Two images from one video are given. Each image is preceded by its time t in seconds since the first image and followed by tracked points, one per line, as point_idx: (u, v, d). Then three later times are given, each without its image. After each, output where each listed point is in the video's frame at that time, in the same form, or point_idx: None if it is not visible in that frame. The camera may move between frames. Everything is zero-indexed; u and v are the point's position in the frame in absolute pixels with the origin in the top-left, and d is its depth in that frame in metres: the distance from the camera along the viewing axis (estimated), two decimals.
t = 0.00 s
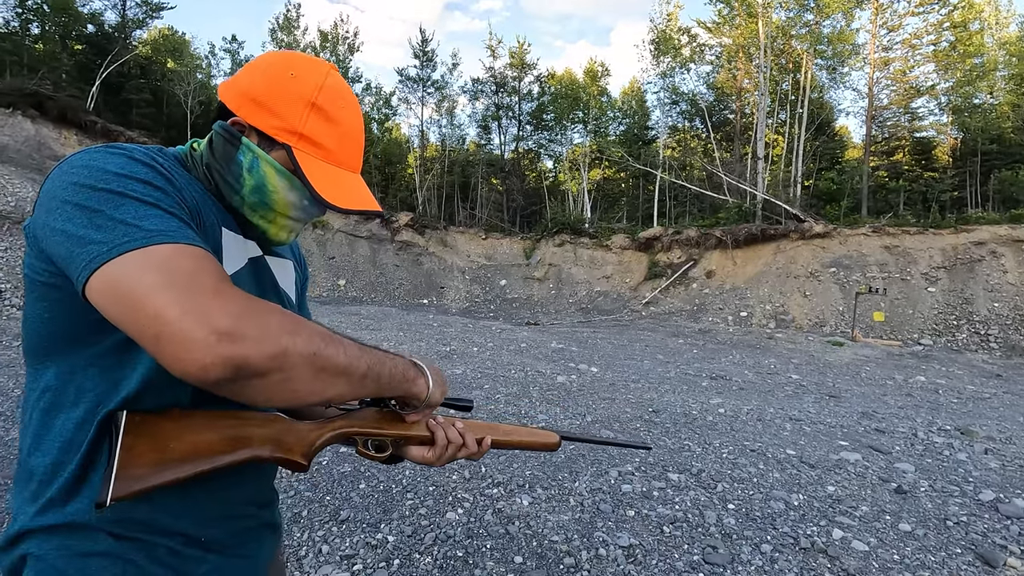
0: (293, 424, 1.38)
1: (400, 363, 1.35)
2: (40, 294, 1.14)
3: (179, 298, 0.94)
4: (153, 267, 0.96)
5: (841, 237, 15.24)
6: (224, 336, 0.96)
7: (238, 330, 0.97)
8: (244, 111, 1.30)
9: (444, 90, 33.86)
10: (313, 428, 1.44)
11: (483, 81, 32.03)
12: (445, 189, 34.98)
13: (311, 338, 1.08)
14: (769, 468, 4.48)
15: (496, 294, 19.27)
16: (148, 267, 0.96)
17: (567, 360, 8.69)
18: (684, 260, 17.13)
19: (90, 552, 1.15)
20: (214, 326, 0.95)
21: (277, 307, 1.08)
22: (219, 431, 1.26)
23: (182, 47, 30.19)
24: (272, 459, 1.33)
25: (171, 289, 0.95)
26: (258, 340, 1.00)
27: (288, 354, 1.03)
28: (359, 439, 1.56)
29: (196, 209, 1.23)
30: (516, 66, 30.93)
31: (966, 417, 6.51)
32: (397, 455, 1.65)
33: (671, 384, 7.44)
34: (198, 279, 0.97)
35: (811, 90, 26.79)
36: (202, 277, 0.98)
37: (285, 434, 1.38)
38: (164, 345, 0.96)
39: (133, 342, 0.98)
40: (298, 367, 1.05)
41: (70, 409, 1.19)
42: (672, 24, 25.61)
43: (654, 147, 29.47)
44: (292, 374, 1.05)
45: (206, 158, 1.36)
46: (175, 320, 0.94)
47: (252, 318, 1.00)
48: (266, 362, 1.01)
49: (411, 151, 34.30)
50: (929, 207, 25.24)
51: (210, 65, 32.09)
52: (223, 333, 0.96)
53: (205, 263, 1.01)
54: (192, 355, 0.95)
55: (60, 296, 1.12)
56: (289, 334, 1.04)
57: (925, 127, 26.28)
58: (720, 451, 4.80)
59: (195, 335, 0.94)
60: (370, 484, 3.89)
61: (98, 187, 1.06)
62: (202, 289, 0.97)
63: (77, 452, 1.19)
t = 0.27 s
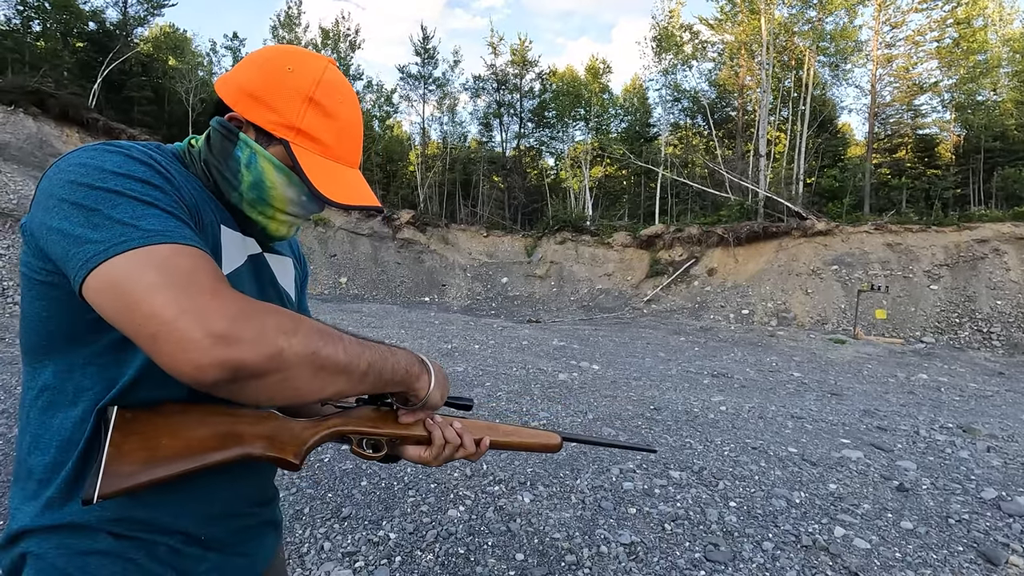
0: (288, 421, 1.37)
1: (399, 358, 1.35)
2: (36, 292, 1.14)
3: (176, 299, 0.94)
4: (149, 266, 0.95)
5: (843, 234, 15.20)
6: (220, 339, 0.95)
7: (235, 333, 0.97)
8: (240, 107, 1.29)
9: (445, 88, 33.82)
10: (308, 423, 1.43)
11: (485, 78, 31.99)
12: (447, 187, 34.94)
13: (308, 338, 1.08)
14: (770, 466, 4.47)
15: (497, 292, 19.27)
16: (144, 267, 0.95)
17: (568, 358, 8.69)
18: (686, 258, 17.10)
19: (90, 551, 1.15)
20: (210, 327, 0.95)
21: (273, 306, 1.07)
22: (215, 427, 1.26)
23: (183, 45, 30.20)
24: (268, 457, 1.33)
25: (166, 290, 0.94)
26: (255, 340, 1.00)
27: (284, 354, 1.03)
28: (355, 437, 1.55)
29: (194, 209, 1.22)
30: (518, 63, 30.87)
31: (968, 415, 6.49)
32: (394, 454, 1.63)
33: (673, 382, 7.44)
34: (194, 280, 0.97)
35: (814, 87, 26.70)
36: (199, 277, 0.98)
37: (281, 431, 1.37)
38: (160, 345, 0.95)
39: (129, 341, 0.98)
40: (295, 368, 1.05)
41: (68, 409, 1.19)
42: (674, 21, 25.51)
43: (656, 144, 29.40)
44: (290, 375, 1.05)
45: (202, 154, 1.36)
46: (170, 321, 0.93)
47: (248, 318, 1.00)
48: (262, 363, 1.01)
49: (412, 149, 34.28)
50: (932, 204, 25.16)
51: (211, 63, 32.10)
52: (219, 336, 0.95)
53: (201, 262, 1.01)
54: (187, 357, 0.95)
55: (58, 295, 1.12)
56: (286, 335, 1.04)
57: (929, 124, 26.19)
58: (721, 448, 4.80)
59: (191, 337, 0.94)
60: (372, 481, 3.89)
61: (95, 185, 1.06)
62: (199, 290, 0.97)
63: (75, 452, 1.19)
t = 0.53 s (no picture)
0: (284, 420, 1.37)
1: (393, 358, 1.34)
2: (31, 291, 1.13)
3: (163, 300, 0.94)
4: (136, 267, 0.95)
5: (845, 232, 15.18)
6: (207, 342, 0.95)
7: (221, 335, 0.97)
8: (238, 103, 1.29)
9: (446, 85, 33.79)
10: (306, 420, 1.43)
11: (486, 76, 31.95)
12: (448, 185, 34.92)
13: (298, 339, 1.08)
14: (771, 463, 4.48)
15: (498, 290, 19.27)
16: (131, 268, 0.95)
17: (569, 355, 8.69)
18: (687, 256, 17.07)
19: (87, 549, 1.16)
20: (197, 331, 0.95)
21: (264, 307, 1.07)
22: (210, 425, 1.25)
23: (184, 42, 30.22)
24: (266, 454, 1.33)
25: (153, 292, 0.94)
26: (243, 343, 0.99)
27: (273, 356, 1.03)
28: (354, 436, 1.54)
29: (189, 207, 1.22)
30: (519, 60, 30.83)
31: (970, 413, 6.49)
32: (393, 452, 1.63)
33: (674, 379, 7.45)
34: (184, 281, 0.97)
35: (816, 85, 26.63)
36: (189, 278, 0.98)
37: (277, 429, 1.36)
38: (148, 347, 0.95)
39: (119, 343, 0.98)
40: (284, 370, 1.05)
41: (64, 407, 1.19)
42: (676, 18, 25.44)
43: (658, 142, 29.34)
44: (279, 376, 1.05)
45: (199, 150, 1.36)
46: (157, 324, 0.93)
47: (236, 320, 1.00)
48: (249, 366, 1.01)
49: (414, 147, 34.26)
50: (935, 202, 25.08)
51: (212, 61, 32.11)
52: (204, 339, 0.95)
53: (190, 263, 1.01)
54: (174, 359, 0.95)
55: (52, 294, 1.12)
56: (274, 336, 1.04)
57: (932, 121, 26.11)
58: (723, 446, 4.80)
59: (177, 340, 0.94)
60: (373, 478, 3.90)
61: (87, 184, 1.06)
62: (187, 292, 0.96)
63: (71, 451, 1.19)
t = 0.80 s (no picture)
0: (281, 419, 1.35)
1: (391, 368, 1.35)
2: (32, 291, 1.14)
3: (170, 292, 0.94)
4: (142, 259, 0.96)
5: (847, 230, 15.15)
6: (212, 333, 0.95)
7: (226, 328, 0.97)
8: (237, 102, 1.30)
9: (448, 83, 33.75)
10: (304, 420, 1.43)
11: (487, 73, 31.92)
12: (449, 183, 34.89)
13: (302, 340, 1.08)
14: (772, 461, 4.48)
15: (499, 288, 19.28)
16: (138, 258, 0.96)
17: (570, 353, 8.70)
18: (689, 254, 17.05)
19: (90, 547, 1.17)
20: (202, 322, 0.95)
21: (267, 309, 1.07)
22: (211, 423, 1.26)
23: (185, 40, 30.25)
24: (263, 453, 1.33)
25: (161, 281, 0.94)
26: (249, 336, 0.99)
27: (277, 354, 1.03)
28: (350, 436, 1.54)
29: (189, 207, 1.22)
30: (520, 58, 30.77)
31: (971, 411, 6.49)
32: (389, 454, 1.63)
33: (675, 377, 7.46)
34: (190, 273, 0.97)
35: (818, 82, 26.55)
36: (191, 272, 0.98)
37: (274, 429, 1.36)
38: (151, 339, 0.95)
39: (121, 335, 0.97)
40: (287, 368, 1.05)
41: (65, 408, 1.20)
42: (677, 15, 25.36)
43: (659, 139, 29.27)
44: (282, 375, 1.05)
45: (198, 149, 1.36)
46: (163, 314, 0.93)
47: (242, 316, 1.00)
48: (252, 362, 1.00)
49: (415, 144, 34.26)
50: (937, 199, 25.00)
51: (213, 59, 32.12)
52: (209, 332, 0.95)
53: (195, 258, 1.01)
54: (178, 351, 0.94)
55: (52, 293, 1.12)
56: (279, 334, 1.04)
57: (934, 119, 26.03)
58: (723, 444, 4.81)
59: (182, 331, 0.93)
60: (375, 476, 3.92)
61: (87, 183, 1.06)
62: (193, 286, 0.97)
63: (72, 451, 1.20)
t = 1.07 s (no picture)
0: (281, 417, 1.34)
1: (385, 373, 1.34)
2: (34, 289, 1.14)
3: (165, 297, 0.94)
4: (141, 262, 0.96)
5: (849, 226, 15.12)
6: (207, 339, 0.95)
7: (221, 335, 0.97)
8: (242, 99, 1.30)
9: (449, 79, 33.67)
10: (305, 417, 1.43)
11: (488, 69, 31.84)
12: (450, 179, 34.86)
13: (296, 347, 1.08)
14: (773, 457, 4.48)
15: (500, 284, 19.28)
16: (135, 261, 0.96)
17: (571, 350, 8.71)
18: (690, 250, 17.04)
19: (93, 544, 1.17)
20: (198, 327, 0.95)
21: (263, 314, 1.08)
22: (212, 420, 1.26)
23: (185, 36, 30.19)
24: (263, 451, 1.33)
25: (157, 285, 0.95)
26: (243, 344, 1.00)
27: (271, 360, 1.03)
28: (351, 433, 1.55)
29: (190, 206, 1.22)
30: (522, 54, 30.68)
31: (972, 407, 6.50)
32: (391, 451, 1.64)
33: (676, 373, 7.47)
34: (185, 277, 0.98)
35: (821, 77, 26.45)
36: (188, 276, 0.98)
37: (274, 428, 1.36)
38: (147, 343, 0.96)
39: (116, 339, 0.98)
40: (281, 375, 1.05)
41: (69, 405, 1.20)
42: (679, 10, 25.24)
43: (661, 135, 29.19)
44: (276, 381, 1.05)
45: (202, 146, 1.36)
46: (159, 320, 0.94)
47: (237, 323, 1.00)
48: (246, 368, 1.00)
49: (416, 140, 34.23)
50: (939, 195, 24.93)
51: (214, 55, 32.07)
52: (204, 338, 0.95)
53: (192, 263, 1.01)
54: (173, 356, 0.95)
55: (55, 290, 1.12)
56: (274, 341, 1.04)
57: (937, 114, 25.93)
58: (724, 440, 4.81)
59: (177, 336, 0.94)
60: (377, 472, 3.93)
61: (89, 182, 1.07)
62: (189, 290, 0.97)
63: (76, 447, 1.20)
